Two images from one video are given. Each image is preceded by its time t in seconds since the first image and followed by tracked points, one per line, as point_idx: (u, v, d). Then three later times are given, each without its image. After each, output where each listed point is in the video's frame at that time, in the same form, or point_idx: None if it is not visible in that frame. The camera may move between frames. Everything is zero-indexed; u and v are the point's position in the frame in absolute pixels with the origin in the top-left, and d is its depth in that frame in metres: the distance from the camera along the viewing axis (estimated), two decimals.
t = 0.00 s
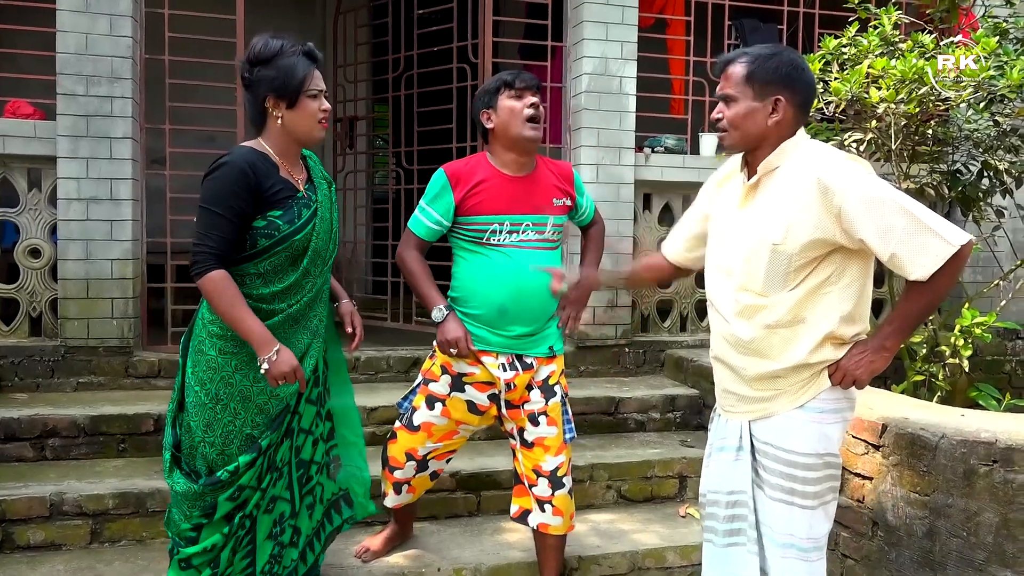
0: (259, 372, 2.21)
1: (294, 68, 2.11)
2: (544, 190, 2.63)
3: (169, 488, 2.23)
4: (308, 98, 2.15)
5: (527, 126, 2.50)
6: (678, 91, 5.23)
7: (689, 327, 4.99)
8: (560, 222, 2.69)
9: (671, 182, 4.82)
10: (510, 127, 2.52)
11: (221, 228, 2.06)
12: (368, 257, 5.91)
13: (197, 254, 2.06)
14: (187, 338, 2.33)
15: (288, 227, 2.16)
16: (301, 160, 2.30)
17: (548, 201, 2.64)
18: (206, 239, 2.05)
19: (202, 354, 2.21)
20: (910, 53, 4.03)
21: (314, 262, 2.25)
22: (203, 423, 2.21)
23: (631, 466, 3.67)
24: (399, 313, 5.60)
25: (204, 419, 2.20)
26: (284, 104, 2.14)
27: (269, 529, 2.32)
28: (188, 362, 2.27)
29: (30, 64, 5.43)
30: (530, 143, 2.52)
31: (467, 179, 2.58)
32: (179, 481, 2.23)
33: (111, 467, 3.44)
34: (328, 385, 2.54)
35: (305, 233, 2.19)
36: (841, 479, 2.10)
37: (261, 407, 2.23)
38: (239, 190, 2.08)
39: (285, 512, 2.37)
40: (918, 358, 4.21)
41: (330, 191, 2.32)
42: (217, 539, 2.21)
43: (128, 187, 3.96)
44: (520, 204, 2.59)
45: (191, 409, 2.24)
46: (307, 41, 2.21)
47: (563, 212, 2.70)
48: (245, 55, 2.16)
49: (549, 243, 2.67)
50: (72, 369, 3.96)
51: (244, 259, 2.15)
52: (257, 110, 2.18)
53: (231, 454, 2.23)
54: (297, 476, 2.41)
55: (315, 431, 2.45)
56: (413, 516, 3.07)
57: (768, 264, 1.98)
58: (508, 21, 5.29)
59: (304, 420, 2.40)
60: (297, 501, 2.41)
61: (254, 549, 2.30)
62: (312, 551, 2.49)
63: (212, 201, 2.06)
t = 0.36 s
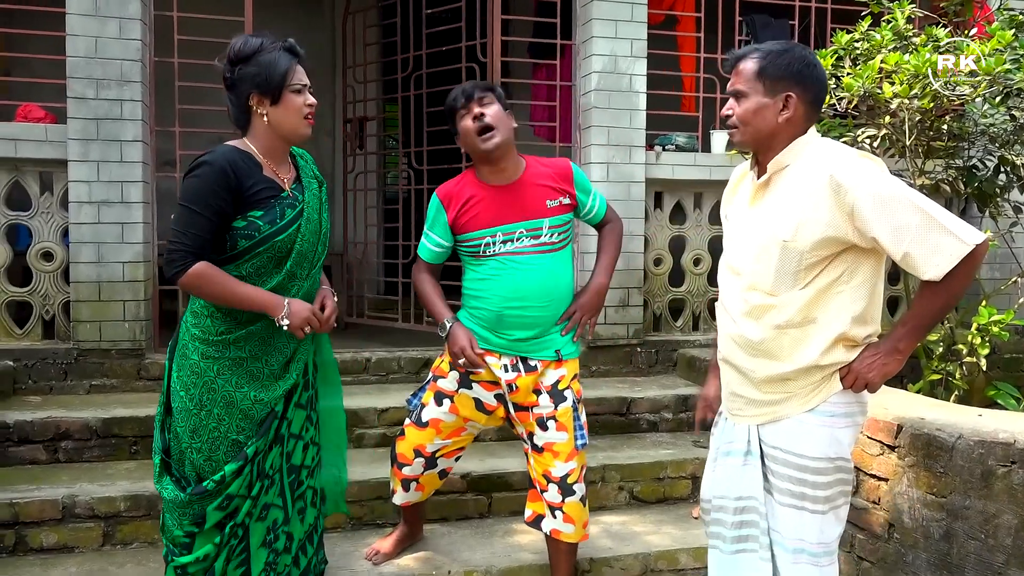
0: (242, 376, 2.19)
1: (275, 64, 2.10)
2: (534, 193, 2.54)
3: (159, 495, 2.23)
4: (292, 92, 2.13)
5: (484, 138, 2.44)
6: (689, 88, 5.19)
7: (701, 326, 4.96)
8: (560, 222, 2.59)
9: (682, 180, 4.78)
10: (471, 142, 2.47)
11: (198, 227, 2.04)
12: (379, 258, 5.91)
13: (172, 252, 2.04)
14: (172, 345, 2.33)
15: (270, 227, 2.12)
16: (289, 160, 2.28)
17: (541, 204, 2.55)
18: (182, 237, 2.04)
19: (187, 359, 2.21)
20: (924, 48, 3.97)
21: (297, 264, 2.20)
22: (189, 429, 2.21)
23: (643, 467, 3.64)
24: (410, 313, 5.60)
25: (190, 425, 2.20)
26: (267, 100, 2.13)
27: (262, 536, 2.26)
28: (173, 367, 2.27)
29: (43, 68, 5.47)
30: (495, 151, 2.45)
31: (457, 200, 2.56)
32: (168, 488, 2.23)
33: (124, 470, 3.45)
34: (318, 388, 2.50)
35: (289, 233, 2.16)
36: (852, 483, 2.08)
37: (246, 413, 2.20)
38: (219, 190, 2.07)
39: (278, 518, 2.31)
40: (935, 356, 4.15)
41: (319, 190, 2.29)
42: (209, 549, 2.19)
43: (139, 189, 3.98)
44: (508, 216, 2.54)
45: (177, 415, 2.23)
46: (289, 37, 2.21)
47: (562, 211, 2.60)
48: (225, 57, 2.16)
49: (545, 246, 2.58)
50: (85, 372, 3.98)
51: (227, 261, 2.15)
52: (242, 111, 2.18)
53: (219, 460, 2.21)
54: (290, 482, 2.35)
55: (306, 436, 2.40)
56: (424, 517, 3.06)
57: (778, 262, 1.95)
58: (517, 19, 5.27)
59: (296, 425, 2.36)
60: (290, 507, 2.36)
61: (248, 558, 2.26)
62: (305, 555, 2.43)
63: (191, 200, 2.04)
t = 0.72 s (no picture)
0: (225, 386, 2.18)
1: (247, 62, 2.12)
2: (524, 190, 2.55)
3: (146, 511, 2.22)
4: (267, 89, 2.14)
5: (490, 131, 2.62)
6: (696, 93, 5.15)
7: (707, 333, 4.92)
8: (535, 226, 2.51)
9: (688, 186, 4.75)
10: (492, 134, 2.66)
11: (175, 235, 2.03)
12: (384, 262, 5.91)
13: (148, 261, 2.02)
14: (152, 356, 2.31)
15: (251, 237, 2.12)
16: (270, 167, 2.27)
17: (522, 204, 2.54)
18: (161, 245, 2.02)
19: (168, 372, 2.20)
20: (934, 54, 3.92)
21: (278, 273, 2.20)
22: (174, 442, 2.20)
23: (645, 476, 3.61)
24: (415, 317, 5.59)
25: (174, 439, 2.19)
26: (244, 98, 2.13)
27: (253, 549, 2.25)
28: (155, 380, 2.26)
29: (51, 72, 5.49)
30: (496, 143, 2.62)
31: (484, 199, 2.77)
32: (155, 503, 2.22)
33: (124, 475, 3.45)
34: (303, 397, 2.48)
35: (271, 243, 2.15)
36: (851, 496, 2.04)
37: (231, 423, 2.19)
38: (199, 199, 2.05)
39: (269, 529, 2.30)
40: (943, 366, 4.10)
41: (300, 197, 2.28)
42: (199, 565, 2.18)
43: (143, 194, 3.98)
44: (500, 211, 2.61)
45: (160, 428, 2.23)
46: (262, 43, 2.24)
47: (540, 215, 2.51)
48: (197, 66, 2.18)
49: (518, 246, 2.53)
50: (88, 375, 3.99)
51: (208, 270, 2.15)
52: (219, 114, 2.18)
53: (205, 474, 2.19)
54: (278, 492, 2.33)
55: (294, 446, 2.38)
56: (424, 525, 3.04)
57: (772, 267, 1.93)
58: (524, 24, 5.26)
59: (282, 435, 2.34)
60: (279, 517, 2.34)
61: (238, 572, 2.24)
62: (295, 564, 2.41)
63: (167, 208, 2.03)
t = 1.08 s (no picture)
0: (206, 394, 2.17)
1: (236, 69, 2.10)
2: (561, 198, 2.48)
3: (121, 521, 2.20)
4: (253, 99, 2.14)
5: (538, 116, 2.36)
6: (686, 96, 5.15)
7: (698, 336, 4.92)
8: (559, 242, 2.49)
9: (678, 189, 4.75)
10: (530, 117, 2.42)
11: (154, 242, 2.01)
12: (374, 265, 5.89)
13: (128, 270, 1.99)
14: (131, 363, 2.28)
15: (232, 243, 2.10)
16: (247, 171, 2.26)
17: (552, 213, 2.48)
18: (139, 252, 1.99)
19: (147, 380, 2.18)
20: (922, 58, 3.92)
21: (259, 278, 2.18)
22: (152, 451, 2.18)
23: (634, 480, 3.60)
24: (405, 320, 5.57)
25: (153, 447, 2.17)
26: (230, 105, 2.11)
27: (232, 558, 2.24)
28: (133, 388, 2.24)
29: (39, 75, 5.46)
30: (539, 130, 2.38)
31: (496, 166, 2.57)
32: (130, 512, 2.20)
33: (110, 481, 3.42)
34: (286, 403, 2.45)
35: (252, 247, 2.14)
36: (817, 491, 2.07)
37: (213, 432, 2.18)
38: (178, 205, 2.03)
39: (249, 539, 2.27)
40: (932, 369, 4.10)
41: (277, 201, 2.28)
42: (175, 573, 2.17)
43: (130, 198, 3.96)
44: (524, 204, 2.49)
45: (138, 437, 2.21)
46: (243, 46, 2.22)
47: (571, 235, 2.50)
48: (172, 62, 2.12)
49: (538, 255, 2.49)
50: (74, 381, 3.96)
51: (189, 277, 2.13)
52: (195, 115, 2.13)
53: (184, 482, 2.18)
54: (260, 501, 2.31)
55: (275, 453, 2.36)
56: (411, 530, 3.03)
57: (743, 271, 1.91)
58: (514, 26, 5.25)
59: (263, 442, 2.32)
60: (262, 528, 2.31)
61: None
62: None
63: (149, 215, 2.01)
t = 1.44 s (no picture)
0: (209, 416, 2.09)
1: (230, 86, 2.04)
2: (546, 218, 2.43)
3: (121, 547, 2.09)
4: (250, 115, 2.07)
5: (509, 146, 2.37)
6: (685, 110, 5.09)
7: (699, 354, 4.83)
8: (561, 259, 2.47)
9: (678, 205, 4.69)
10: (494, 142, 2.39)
11: (153, 261, 1.94)
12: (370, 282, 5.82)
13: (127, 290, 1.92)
14: (135, 386, 2.20)
15: (232, 261, 2.03)
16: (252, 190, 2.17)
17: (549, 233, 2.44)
18: (137, 271, 1.92)
19: (150, 400, 2.10)
20: (924, 73, 3.86)
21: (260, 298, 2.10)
22: (154, 474, 2.09)
23: (633, 503, 3.51)
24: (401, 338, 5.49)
25: (154, 470, 2.09)
26: (226, 124, 2.06)
27: None
28: (136, 409, 2.16)
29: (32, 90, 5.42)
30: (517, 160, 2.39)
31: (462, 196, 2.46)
32: (131, 538, 2.09)
33: (95, 505, 3.33)
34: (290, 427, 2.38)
35: (253, 265, 2.05)
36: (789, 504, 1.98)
37: (216, 454, 2.09)
38: (178, 223, 1.97)
39: (247, 564, 2.19)
40: (939, 388, 4.01)
41: (281, 219, 2.18)
42: None
43: (120, 215, 3.89)
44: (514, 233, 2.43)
45: (141, 459, 2.12)
46: (244, 63, 2.17)
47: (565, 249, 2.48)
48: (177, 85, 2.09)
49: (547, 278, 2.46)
50: (61, 402, 3.88)
51: (188, 297, 2.05)
52: (199, 139, 2.09)
53: (185, 506, 2.09)
54: (259, 526, 2.23)
55: (277, 477, 2.28)
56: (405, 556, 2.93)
57: (707, 285, 1.84)
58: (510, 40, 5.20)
59: (264, 466, 2.24)
60: (259, 551, 2.23)
61: None
62: None
63: (148, 232, 1.94)
